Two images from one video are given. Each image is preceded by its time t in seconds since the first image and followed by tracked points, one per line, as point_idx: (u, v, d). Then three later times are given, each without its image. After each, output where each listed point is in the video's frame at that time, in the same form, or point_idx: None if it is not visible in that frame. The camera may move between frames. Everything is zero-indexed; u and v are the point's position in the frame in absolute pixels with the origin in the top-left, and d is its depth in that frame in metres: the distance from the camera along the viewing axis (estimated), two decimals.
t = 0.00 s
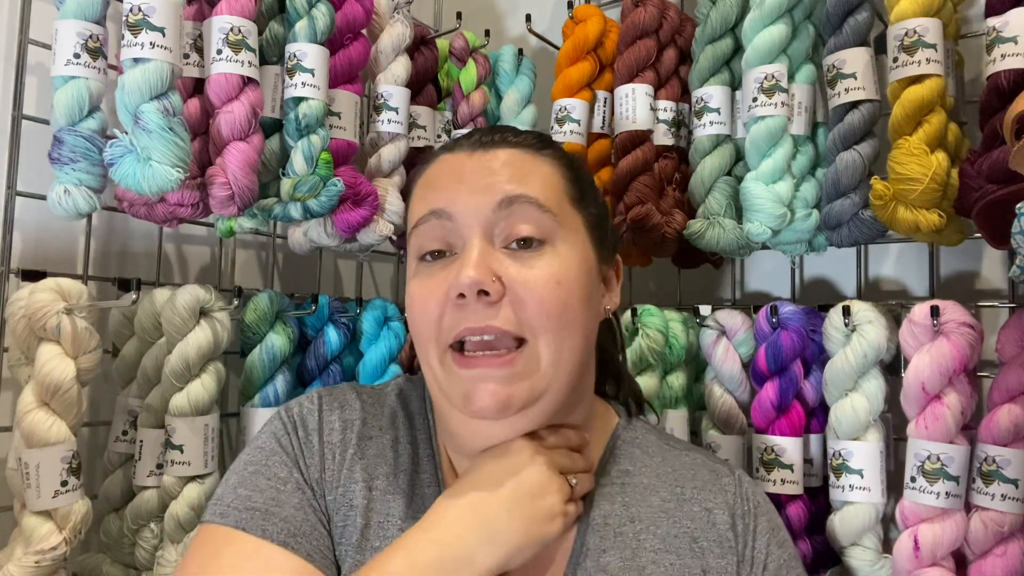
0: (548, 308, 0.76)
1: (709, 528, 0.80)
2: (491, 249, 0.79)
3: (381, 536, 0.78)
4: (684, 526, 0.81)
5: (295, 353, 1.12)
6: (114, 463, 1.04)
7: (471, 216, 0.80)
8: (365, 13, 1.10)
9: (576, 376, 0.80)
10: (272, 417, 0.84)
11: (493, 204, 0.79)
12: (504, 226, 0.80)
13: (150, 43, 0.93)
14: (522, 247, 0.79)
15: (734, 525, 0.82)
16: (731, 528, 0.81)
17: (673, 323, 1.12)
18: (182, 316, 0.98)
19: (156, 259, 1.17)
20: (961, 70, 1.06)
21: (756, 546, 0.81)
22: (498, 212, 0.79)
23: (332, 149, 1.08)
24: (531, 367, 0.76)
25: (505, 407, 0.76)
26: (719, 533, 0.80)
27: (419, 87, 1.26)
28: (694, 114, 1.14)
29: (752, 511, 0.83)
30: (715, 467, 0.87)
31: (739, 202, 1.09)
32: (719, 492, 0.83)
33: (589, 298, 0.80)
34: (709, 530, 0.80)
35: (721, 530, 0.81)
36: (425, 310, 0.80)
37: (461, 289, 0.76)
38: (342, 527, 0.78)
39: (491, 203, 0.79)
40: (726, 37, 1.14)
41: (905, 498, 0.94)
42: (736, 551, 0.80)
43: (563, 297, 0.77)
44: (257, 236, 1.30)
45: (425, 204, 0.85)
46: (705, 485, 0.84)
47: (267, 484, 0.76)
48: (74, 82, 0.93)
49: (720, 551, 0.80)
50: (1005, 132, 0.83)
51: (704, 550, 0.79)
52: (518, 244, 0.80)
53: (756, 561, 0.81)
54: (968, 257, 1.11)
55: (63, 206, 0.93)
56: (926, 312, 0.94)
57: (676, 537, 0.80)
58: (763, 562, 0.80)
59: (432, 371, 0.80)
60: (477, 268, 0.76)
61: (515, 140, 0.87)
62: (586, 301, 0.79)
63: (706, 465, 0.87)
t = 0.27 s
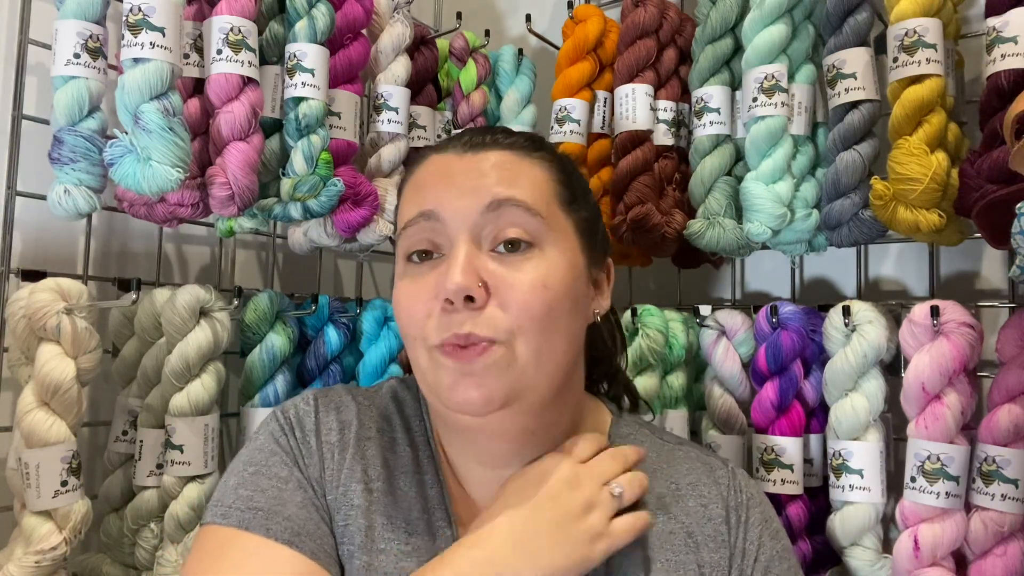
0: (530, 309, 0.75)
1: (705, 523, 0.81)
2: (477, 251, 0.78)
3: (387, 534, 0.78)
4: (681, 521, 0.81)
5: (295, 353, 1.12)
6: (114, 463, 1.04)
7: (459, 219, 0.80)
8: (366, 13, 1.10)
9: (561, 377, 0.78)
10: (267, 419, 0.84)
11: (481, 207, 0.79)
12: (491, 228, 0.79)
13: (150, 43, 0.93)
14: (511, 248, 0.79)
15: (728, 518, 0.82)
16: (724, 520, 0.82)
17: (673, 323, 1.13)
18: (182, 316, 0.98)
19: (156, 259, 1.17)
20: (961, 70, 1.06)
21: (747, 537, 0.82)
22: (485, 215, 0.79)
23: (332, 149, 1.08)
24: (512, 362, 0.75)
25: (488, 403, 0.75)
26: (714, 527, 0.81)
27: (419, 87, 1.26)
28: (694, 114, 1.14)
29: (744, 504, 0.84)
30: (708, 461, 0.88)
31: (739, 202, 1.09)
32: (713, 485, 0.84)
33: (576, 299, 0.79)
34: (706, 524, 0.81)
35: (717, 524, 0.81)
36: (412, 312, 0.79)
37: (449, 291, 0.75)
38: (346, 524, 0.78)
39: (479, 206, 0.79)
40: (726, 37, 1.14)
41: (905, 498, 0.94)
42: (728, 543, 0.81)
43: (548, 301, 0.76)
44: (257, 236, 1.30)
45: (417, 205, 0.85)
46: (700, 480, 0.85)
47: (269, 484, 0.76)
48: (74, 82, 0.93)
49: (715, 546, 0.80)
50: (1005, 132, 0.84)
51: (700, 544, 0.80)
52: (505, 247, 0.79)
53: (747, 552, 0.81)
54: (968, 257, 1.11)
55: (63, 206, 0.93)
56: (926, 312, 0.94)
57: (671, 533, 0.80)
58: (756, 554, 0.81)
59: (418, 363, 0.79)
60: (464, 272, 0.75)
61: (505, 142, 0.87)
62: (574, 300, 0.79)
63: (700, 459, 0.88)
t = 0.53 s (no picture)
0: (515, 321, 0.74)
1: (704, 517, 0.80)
2: (459, 261, 0.78)
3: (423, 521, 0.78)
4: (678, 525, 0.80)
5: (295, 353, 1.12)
6: (114, 463, 1.04)
7: (439, 228, 0.78)
8: (365, 13, 1.10)
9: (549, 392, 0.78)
10: (297, 381, 0.82)
11: (461, 216, 0.78)
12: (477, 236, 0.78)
13: (150, 43, 0.93)
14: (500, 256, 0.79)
15: (727, 514, 0.81)
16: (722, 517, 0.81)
17: (673, 323, 1.13)
18: (182, 316, 0.98)
19: (156, 259, 1.17)
20: (961, 70, 1.06)
21: (747, 537, 0.80)
22: (466, 223, 0.78)
23: (332, 149, 1.08)
24: (497, 375, 0.75)
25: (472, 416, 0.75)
26: (712, 522, 0.80)
27: (419, 87, 1.26)
28: (694, 114, 1.15)
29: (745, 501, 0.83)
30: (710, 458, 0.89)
31: (739, 202, 1.09)
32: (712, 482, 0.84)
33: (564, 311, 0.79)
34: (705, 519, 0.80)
35: (714, 519, 0.80)
36: (399, 321, 0.79)
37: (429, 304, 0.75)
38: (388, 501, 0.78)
39: (458, 215, 0.78)
40: (726, 37, 1.14)
41: (904, 498, 0.94)
42: (724, 540, 0.79)
43: (531, 312, 0.75)
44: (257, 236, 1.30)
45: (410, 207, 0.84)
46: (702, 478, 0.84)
47: (325, 430, 0.74)
48: (74, 83, 0.93)
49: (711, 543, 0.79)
50: (1005, 132, 0.84)
51: (693, 540, 0.79)
52: (488, 254, 0.78)
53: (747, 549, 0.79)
54: (968, 257, 1.11)
55: (63, 206, 0.93)
56: (926, 312, 0.94)
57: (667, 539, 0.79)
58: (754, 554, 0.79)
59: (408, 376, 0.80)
60: (442, 283, 0.75)
61: (493, 145, 0.84)
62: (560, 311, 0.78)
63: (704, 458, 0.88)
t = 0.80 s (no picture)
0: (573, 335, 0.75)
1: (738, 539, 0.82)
2: (513, 268, 0.78)
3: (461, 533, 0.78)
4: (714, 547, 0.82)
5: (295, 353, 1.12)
6: (114, 463, 1.04)
7: (495, 228, 0.79)
8: (366, 13, 1.10)
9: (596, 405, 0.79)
10: (318, 388, 0.80)
11: (521, 221, 0.78)
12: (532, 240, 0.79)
13: (150, 43, 0.93)
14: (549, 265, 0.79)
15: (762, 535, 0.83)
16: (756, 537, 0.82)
17: (672, 323, 1.12)
18: (182, 316, 0.98)
19: (156, 259, 1.17)
20: (961, 70, 1.06)
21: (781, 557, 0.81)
22: (523, 228, 0.78)
23: (332, 149, 1.08)
24: (548, 390, 0.76)
25: (519, 429, 0.75)
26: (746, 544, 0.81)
27: (419, 87, 1.26)
28: (694, 114, 1.14)
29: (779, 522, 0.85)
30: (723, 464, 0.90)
31: (739, 202, 1.09)
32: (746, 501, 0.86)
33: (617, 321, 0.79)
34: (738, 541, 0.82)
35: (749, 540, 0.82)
36: (441, 325, 0.79)
37: (477, 310, 0.75)
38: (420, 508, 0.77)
39: (517, 220, 0.78)
40: (726, 37, 1.14)
41: (904, 498, 0.94)
42: (761, 564, 0.80)
43: (588, 323, 0.76)
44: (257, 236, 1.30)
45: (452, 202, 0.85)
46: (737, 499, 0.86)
47: (352, 449, 0.72)
48: (74, 82, 0.93)
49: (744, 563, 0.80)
50: (1004, 132, 0.83)
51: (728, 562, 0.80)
52: (542, 262, 0.79)
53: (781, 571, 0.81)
54: (968, 257, 1.11)
55: (63, 206, 0.93)
56: (926, 312, 0.94)
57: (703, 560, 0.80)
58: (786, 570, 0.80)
59: (448, 385, 0.79)
60: (496, 289, 0.75)
61: (549, 148, 0.85)
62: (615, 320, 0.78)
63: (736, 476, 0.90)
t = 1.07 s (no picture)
0: (605, 342, 0.76)
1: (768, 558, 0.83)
2: (539, 274, 0.78)
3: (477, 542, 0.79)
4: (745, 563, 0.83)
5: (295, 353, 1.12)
6: (114, 463, 1.04)
7: (523, 234, 0.80)
8: (366, 13, 1.10)
9: (618, 414, 0.79)
10: (333, 397, 0.81)
11: (550, 225, 0.79)
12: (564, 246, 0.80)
13: (150, 43, 0.93)
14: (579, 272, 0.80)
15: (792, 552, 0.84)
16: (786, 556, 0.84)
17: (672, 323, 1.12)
18: (182, 316, 0.98)
19: (156, 259, 1.17)
20: (961, 70, 1.07)
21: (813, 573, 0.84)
22: (553, 233, 0.79)
23: (332, 149, 1.08)
24: (570, 396, 0.76)
25: (541, 438, 0.76)
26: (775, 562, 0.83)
27: (419, 87, 1.26)
28: (694, 114, 1.15)
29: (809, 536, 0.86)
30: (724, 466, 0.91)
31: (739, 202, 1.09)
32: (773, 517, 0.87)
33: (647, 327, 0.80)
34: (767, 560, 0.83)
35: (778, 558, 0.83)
36: (465, 333, 0.80)
37: (504, 317, 0.76)
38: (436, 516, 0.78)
39: (548, 224, 0.79)
40: (726, 37, 1.14)
41: (905, 498, 0.94)
42: None
43: (617, 330, 0.76)
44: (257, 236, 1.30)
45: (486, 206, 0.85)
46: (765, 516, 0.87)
47: (365, 467, 0.73)
48: (74, 82, 0.93)
49: None
50: (1004, 132, 0.83)
51: None
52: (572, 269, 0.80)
53: None
54: (967, 257, 1.11)
55: (63, 206, 0.93)
56: (926, 312, 0.94)
57: None
58: None
59: (470, 393, 0.81)
60: (523, 296, 0.75)
61: (577, 150, 0.86)
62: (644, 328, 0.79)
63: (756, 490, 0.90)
